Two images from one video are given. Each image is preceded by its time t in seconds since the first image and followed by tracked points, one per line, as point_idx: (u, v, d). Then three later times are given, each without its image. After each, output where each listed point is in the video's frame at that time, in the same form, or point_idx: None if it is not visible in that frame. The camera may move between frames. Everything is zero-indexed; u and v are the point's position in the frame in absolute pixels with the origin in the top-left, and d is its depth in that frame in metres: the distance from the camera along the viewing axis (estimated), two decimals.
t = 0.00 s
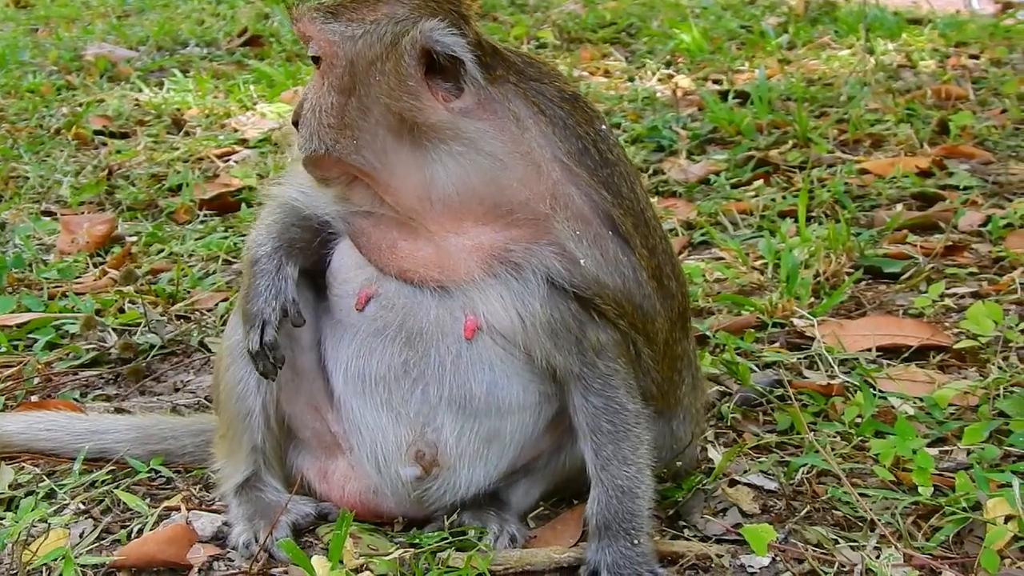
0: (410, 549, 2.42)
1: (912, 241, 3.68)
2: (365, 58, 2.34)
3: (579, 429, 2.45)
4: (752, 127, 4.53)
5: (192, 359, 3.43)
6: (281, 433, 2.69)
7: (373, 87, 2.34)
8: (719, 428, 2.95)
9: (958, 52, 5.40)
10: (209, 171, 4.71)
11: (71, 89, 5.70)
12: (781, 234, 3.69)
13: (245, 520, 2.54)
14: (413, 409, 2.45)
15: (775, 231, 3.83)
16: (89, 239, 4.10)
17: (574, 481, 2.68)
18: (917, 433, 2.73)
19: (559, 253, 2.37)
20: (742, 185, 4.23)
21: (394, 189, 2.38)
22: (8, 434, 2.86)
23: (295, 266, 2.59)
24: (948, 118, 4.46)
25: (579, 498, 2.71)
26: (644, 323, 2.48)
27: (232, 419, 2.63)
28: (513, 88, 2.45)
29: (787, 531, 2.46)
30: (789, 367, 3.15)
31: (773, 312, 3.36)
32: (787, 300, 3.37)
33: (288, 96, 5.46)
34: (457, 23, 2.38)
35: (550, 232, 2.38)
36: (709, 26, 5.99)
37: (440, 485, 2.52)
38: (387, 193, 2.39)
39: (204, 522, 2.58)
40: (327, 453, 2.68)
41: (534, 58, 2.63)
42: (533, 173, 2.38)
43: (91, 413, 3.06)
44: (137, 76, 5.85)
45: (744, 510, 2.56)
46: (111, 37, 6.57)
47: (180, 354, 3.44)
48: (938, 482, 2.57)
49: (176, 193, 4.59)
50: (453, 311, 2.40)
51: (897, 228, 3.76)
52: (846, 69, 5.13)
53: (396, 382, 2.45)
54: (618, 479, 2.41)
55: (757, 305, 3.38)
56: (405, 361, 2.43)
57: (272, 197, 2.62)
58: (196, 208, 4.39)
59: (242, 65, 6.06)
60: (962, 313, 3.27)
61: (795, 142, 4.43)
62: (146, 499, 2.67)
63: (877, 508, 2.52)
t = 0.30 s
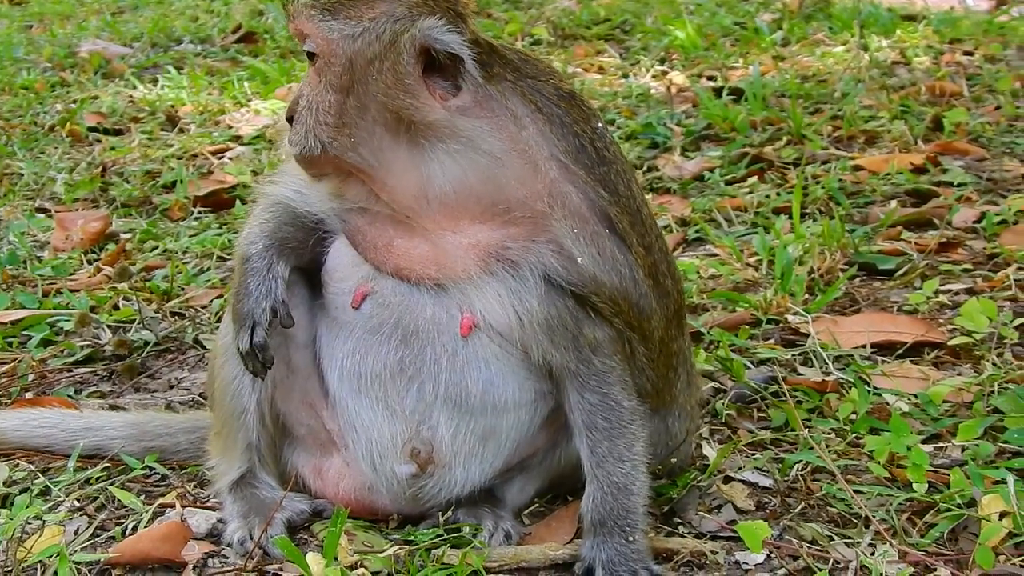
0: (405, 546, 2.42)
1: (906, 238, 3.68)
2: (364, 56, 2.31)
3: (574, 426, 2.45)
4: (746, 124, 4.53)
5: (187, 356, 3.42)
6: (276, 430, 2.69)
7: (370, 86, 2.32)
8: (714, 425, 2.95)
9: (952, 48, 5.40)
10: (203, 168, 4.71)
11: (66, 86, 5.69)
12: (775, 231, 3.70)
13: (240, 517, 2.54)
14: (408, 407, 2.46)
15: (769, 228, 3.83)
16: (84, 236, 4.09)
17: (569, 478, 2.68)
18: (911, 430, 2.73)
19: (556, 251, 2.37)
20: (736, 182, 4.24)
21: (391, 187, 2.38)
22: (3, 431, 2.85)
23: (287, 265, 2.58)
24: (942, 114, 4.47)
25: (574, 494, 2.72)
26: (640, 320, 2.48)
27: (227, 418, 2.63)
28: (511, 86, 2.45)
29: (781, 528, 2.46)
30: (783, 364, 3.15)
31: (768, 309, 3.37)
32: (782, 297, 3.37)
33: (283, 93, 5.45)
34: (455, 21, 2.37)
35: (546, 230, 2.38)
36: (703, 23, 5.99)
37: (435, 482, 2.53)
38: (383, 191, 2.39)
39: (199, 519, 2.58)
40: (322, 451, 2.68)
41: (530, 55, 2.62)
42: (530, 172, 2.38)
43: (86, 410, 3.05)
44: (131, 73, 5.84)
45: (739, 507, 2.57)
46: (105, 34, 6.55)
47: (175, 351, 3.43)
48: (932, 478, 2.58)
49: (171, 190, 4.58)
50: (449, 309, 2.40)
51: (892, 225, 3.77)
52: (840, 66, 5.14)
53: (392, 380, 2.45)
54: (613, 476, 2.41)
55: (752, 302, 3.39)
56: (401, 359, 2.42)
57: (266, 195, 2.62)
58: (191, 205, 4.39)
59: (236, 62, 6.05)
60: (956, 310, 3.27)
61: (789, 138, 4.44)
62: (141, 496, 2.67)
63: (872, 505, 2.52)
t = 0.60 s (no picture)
0: (402, 543, 2.42)
1: (903, 236, 3.68)
2: (363, 51, 2.30)
3: (571, 423, 2.45)
4: (743, 122, 4.53)
5: (184, 353, 3.41)
6: (273, 428, 2.69)
7: (368, 80, 2.31)
8: (711, 422, 2.95)
9: (949, 47, 5.40)
10: (200, 165, 4.70)
11: (62, 84, 5.68)
12: (772, 229, 3.70)
13: (237, 514, 2.53)
14: (405, 405, 2.45)
15: (766, 225, 3.83)
16: (80, 234, 4.09)
17: (566, 476, 2.67)
18: (909, 428, 2.73)
19: (552, 249, 2.37)
20: (733, 179, 4.24)
21: (388, 181, 2.37)
22: None
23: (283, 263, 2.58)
24: (939, 113, 4.47)
25: (571, 492, 2.71)
26: (637, 318, 2.48)
27: (224, 416, 2.63)
28: (508, 84, 2.44)
29: (779, 526, 2.46)
30: (780, 361, 3.15)
31: (765, 306, 3.37)
32: (779, 295, 3.38)
33: (280, 91, 5.44)
34: (454, 19, 2.36)
35: (543, 227, 2.37)
36: (700, 21, 5.98)
37: (432, 480, 2.53)
38: (380, 186, 2.39)
39: (196, 517, 2.58)
40: (319, 448, 2.67)
41: (527, 53, 2.62)
42: (527, 169, 2.38)
43: (83, 407, 3.05)
44: (128, 70, 5.83)
45: (736, 505, 2.57)
46: (102, 31, 6.54)
47: (172, 348, 3.42)
48: (929, 476, 2.58)
49: (167, 187, 4.58)
50: (446, 307, 2.39)
51: (889, 223, 3.77)
52: (837, 64, 5.14)
53: (389, 377, 2.45)
54: (610, 473, 2.41)
55: (749, 299, 3.39)
56: (397, 357, 2.42)
57: (263, 191, 2.61)
58: (188, 203, 4.38)
59: (233, 60, 6.04)
60: (953, 308, 3.27)
61: (786, 137, 4.44)
62: (138, 493, 2.67)
63: (869, 502, 2.52)
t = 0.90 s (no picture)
0: (398, 542, 2.42)
1: (899, 236, 3.69)
2: (360, 44, 2.28)
3: (567, 422, 2.45)
4: (739, 122, 4.54)
5: (180, 352, 3.41)
6: (269, 427, 2.68)
7: (365, 73, 2.30)
8: (708, 421, 2.95)
9: (945, 47, 5.41)
10: (196, 164, 4.70)
11: (58, 83, 5.68)
12: (769, 228, 3.70)
13: (233, 513, 2.53)
14: (401, 404, 2.45)
15: (762, 225, 3.83)
16: (76, 232, 4.08)
17: (563, 474, 2.67)
18: (905, 427, 2.73)
19: (548, 247, 2.36)
20: (730, 179, 4.24)
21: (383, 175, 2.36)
22: None
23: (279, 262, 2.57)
24: (936, 112, 4.47)
25: (567, 491, 2.71)
26: (633, 317, 2.48)
27: (220, 415, 2.63)
28: (507, 82, 2.44)
29: (775, 525, 2.46)
30: (777, 360, 3.15)
31: (761, 306, 3.36)
32: (776, 294, 3.37)
33: (276, 90, 5.43)
34: (453, 15, 2.35)
35: (540, 226, 2.37)
36: (696, 21, 5.98)
37: (428, 479, 2.52)
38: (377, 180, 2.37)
39: (192, 515, 2.58)
40: (315, 447, 2.66)
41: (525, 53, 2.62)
42: (523, 167, 2.37)
43: (79, 406, 3.04)
44: (123, 69, 5.82)
45: (732, 504, 2.57)
46: (97, 30, 6.53)
47: (168, 347, 3.42)
48: (926, 476, 2.58)
49: (163, 186, 4.57)
50: (442, 305, 2.39)
51: (885, 223, 3.77)
52: (833, 64, 5.14)
53: (385, 376, 2.44)
54: (607, 472, 2.41)
55: (746, 298, 3.39)
56: (394, 356, 2.42)
57: (259, 190, 2.61)
58: (184, 201, 4.37)
59: (229, 59, 6.03)
60: (949, 307, 3.28)
61: (783, 136, 4.44)
62: (134, 492, 2.66)
63: (865, 502, 2.52)
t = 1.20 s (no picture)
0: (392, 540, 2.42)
1: (893, 236, 3.69)
2: (356, 36, 2.28)
3: (562, 420, 2.45)
4: (733, 122, 4.54)
5: (173, 351, 3.41)
6: (263, 424, 2.68)
7: (360, 66, 2.29)
8: (701, 420, 2.95)
9: (939, 47, 5.41)
10: (190, 163, 4.69)
11: (52, 82, 5.67)
12: (763, 228, 3.70)
13: (226, 511, 2.53)
14: (396, 401, 2.44)
15: (756, 225, 3.83)
16: (70, 231, 4.07)
17: (556, 472, 2.67)
18: (899, 426, 2.73)
19: (544, 245, 2.36)
20: (724, 179, 4.24)
21: (377, 169, 2.36)
22: None
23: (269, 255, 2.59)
24: (930, 113, 4.47)
25: (561, 490, 2.71)
26: (628, 315, 2.48)
27: (213, 411, 2.63)
28: (503, 80, 2.43)
29: (768, 524, 2.46)
30: (770, 360, 3.15)
31: (755, 305, 3.37)
32: (770, 294, 3.37)
33: (270, 89, 5.42)
34: (451, 11, 2.34)
35: (535, 223, 2.37)
36: (691, 22, 5.98)
37: (422, 477, 2.52)
38: (371, 174, 2.37)
39: (185, 514, 2.57)
40: (308, 445, 2.66)
41: (522, 50, 2.62)
42: (519, 164, 2.37)
43: (72, 404, 3.03)
44: (117, 68, 5.81)
45: (726, 503, 2.57)
46: (92, 30, 6.52)
47: (161, 346, 3.41)
48: (919, 475, 2.58)
49: (157, 185, 4.56)
50: (437, 302, 2.38)
51: (879, 222, 3.78)
52: (827, 64, 5.15)
53: (379, 373, 2.44)
54: (601, 470, 2.40)
55: (740, 298, 3.39)
56: (388, 352, 2.41)
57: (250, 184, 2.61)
58: (177, 200, 4.36)
59: (223, 58, 6.02)
60: (943, 307, 3.28)
61: (777, 136, 4.45)
62: (127, 490, 2.65)
63: (859, 501, 2.52)
